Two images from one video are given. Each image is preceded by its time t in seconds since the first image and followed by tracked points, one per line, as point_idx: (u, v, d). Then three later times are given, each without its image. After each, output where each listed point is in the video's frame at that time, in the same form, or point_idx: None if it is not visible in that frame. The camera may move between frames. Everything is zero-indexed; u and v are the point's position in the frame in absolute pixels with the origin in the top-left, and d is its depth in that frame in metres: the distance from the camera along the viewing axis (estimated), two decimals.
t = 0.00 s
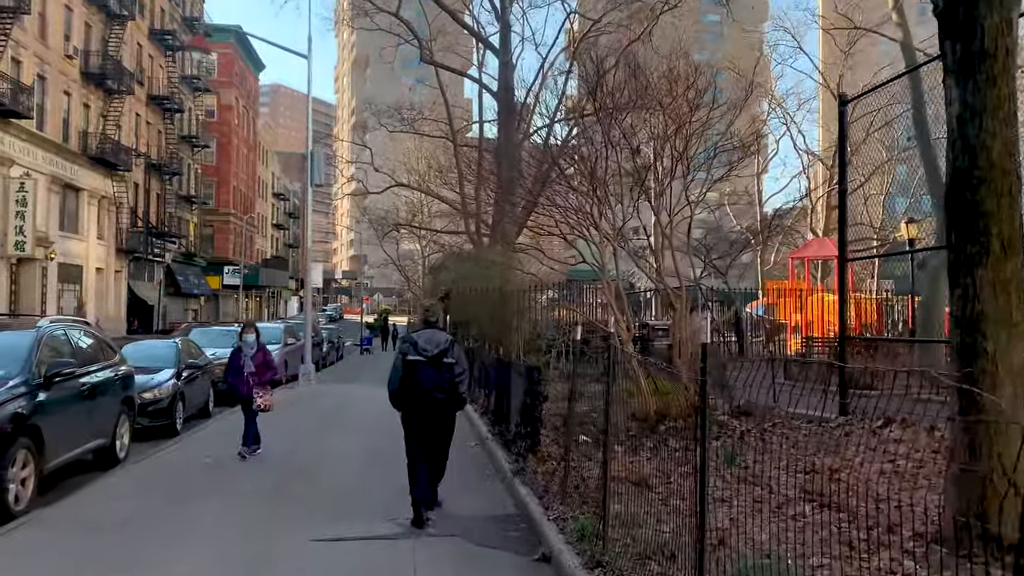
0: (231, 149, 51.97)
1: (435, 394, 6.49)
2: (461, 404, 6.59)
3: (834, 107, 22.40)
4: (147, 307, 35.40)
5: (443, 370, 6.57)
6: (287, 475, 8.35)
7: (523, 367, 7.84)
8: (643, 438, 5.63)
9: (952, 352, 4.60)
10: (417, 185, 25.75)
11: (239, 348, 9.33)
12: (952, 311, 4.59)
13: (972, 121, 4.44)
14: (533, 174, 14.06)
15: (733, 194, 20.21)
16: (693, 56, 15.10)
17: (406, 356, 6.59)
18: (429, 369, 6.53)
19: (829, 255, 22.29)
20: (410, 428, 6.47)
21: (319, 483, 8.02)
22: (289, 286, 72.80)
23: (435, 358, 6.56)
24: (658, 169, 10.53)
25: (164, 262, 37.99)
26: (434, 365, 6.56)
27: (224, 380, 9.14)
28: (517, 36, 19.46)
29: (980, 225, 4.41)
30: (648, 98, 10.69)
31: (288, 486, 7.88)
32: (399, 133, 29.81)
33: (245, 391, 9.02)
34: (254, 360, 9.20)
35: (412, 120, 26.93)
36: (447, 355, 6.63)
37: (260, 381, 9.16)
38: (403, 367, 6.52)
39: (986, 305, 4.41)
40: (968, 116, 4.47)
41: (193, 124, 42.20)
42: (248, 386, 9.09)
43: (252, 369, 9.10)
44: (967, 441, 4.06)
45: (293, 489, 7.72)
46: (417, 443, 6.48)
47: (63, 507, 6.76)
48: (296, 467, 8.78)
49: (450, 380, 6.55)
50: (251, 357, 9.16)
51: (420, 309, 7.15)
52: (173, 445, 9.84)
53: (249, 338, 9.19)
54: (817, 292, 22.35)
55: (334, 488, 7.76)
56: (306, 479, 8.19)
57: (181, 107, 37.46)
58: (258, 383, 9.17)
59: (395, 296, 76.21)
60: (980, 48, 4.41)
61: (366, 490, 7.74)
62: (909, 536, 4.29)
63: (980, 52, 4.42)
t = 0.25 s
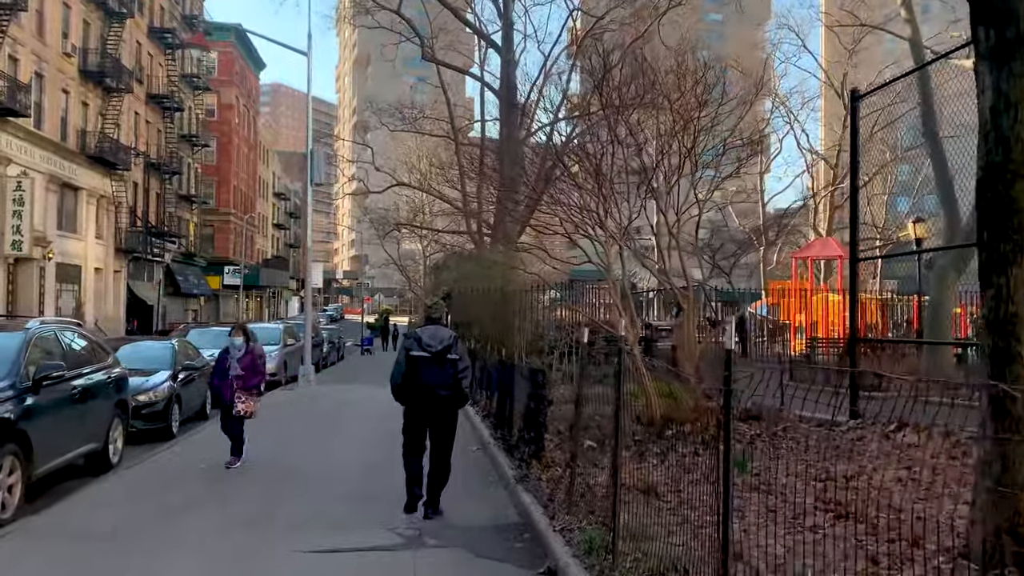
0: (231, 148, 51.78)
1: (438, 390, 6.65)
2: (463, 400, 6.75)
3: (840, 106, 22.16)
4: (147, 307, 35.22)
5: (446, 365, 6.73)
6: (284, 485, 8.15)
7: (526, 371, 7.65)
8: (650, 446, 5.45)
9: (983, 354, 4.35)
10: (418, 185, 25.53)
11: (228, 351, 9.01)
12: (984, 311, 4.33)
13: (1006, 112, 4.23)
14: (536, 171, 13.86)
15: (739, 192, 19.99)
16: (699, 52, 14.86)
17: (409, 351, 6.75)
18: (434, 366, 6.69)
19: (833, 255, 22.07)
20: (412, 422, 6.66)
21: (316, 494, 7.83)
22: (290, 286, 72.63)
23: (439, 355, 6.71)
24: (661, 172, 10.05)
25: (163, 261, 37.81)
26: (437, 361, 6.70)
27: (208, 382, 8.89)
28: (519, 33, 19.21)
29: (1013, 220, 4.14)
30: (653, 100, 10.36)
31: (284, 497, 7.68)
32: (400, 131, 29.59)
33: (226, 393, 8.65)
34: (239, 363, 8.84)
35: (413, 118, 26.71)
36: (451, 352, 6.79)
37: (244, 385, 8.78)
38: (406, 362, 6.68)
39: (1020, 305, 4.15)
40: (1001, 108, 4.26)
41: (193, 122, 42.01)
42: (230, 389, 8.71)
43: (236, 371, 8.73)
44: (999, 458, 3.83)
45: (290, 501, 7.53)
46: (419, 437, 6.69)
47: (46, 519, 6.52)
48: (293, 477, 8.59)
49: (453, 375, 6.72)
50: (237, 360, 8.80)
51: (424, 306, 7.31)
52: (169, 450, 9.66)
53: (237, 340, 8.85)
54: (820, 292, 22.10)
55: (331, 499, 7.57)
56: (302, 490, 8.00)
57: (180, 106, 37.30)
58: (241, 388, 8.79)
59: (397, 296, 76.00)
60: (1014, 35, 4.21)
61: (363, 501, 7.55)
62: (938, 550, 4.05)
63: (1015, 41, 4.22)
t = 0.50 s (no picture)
0: (232, 148, 51.59)
1: (438, 394, 6.52)
2: (463, 404, 6.63)
3: (848, 103, 21.83)
4: (146, 307, 35.02)
5: (445, 370, 6.57)
6: (284, 489, 7.94)
7: (532, 373, 7.43)
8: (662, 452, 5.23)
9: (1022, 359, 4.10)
10: (419, 184, 25.21)
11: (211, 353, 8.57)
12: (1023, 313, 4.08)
13: None
14: (539, 169, 13.64)
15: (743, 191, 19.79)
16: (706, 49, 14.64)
17: (408, 356, 6.60)
18: (431, 370, 6.54)
19: (838, 254, 21.86)
20: (413, 427, 6.57)
21: (317, 498, 7.61)
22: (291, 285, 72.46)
23: (438, 359, 6.53)
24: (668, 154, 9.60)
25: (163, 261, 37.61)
26: (436, 366, 6.55)
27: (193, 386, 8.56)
28: (522, 28, 18.89)
29: None
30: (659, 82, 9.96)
31: (284, 502, 7.47)
32: (401, 130, 29.37)
33: (210, 400, 8.24)
34: (224, 367, 8.41)
35: (414, 117, 26.49)
36: (450, 356, 6.62)
37: (229, 390, 8.39)
38: (405, 367, 6.53)
39: None
40: None
41: (192, 121, 41.83)
42: (214, 395, 8.31)
43: (220, 377, 8.31)
44: None
45: (290, 506, 7.31)
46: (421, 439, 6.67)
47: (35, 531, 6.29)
48: (293, 480, 8.38)
49: (453, 380, 6.56)
50: (221, 364, 8.37)
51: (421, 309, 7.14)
52: (167, 453, 9.44)
53: (221, 343, 8.42)
54: (825, 292, 21.84)
55: (332, 504, 7.36)
56: (303, 494, 7.78)
57: (180, 104, 37.09)
58: (225, 393, 8.41)
59: (398, 296, 75.84)
60: None
61: (365, 506, 7.33)
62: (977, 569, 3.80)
63: None
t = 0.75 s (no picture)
0: (231, 147, 51.38)
1: (436, 389, 6.62)
2: (462, 399, 6.72)
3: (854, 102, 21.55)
4: (144, 307, 34.79)
5: (443, 366, 6.69)
6: (283, 491, 7.77)
7: (539, 375, 7.23)
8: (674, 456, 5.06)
9: None
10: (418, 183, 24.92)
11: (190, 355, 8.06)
12: None
13: None
14: (541, 167, 13.43)
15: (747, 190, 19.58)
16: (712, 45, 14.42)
17: (406, 353, 6.76)
18: (429, 367, 6.67)
19: (841, 254, 21.66)
20: (413, 424, 6.65)
21: (316, 499, 7.44)
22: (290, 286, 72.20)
23: (434, 356, 6.68)
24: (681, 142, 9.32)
25: (161, 261, 37.38)
26: (433, 362, 6.68)
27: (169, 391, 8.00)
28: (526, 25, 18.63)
29: None
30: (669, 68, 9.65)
31: (283, 503, 7.30)
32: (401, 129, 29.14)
33: (188, 405, 7.74)
34: (204, 371, 7.86)
35: (415, 116, 26.28)
36: (447, 352, 6.74)
37: (208, 395, 7.89)
38: (403, 365, 6.69)
39: None
40: None
41: (191, 120, 41.63)
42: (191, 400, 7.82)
43: (198, 381, 7.78)
44: None
45: (290, 507, 7.13)
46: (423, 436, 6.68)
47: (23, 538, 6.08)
48: (292, 480, 8.21)
49: (451, 375, 6.67)
50: (200, 368, 7.81)
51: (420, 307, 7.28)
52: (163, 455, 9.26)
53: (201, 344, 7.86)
54: (828, 291, 21.62)
55: (332, 505, 7.19)
56: (302, 495, 7.61)
57: (179, 103, 36.89)
58: (205, 397, 7.91)
59: (398, 296, 75.62)
60: None
61: (366, 507, 7.16)
62: None
63: None
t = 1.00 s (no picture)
0: (229, 146, 51.13)
1: (439, 392, 6.41)
2: (466, 403, 6.50)
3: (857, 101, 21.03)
4: (141, 307, 34.55)
5: (447, 369, 6.48)
6: (281, 495, 7.60)
7: (547, 375, 7.02)
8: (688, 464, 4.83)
9: None
10: (417, 182, 24.70)
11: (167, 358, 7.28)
12: None
13: None
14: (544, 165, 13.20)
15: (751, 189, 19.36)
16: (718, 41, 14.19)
17: (410, 355, 6.53)
18: (433, 370, 6.44)
19: (844, 251, 21.43)
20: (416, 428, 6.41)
21: (316, 504, 7.26)
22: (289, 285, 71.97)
23: (438, 358, 6.45)
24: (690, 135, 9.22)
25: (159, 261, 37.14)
26: (437, 365, 6.45)
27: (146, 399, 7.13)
28: (526, 22, 18.44)
29: None
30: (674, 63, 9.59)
31: (281, 508, 7.13)
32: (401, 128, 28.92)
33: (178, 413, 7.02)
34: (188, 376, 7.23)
35: (415, 114, 26.05)
36: (451, 354, 6.51)
37: (196, 400, 7.23)
38: (407, 367, 6.45)
39: None
40: None
41: (189, 119, 41.40)
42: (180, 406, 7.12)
43: (186, 385, 7.13)
44: None
45: (288, 513, 6.96)
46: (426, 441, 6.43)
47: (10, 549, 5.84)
48: (290, 484, 8.04)
49: (455, 377, 6.45)
50: (185, 371, 7.17)
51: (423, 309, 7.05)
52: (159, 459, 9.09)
53: (183, 347, 7.22)
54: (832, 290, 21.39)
55: (332, 510, 7.02)
56: (301, 500, 7.44)
57: (176, 102, 36.67)
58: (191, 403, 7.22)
59: (397, 296, 75.39)
60: None
61: (366, 512, 6.99)
62: None
63: None
